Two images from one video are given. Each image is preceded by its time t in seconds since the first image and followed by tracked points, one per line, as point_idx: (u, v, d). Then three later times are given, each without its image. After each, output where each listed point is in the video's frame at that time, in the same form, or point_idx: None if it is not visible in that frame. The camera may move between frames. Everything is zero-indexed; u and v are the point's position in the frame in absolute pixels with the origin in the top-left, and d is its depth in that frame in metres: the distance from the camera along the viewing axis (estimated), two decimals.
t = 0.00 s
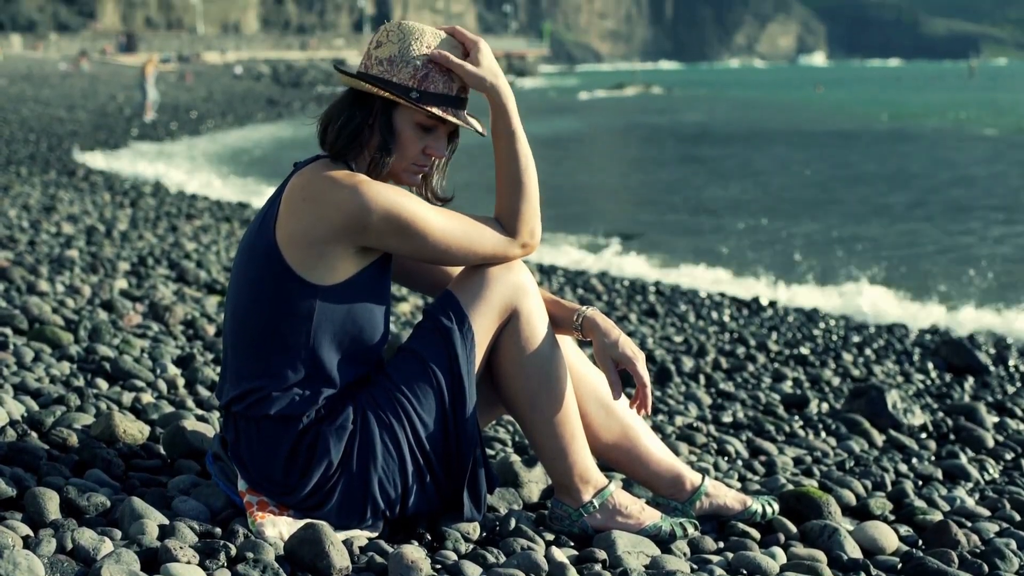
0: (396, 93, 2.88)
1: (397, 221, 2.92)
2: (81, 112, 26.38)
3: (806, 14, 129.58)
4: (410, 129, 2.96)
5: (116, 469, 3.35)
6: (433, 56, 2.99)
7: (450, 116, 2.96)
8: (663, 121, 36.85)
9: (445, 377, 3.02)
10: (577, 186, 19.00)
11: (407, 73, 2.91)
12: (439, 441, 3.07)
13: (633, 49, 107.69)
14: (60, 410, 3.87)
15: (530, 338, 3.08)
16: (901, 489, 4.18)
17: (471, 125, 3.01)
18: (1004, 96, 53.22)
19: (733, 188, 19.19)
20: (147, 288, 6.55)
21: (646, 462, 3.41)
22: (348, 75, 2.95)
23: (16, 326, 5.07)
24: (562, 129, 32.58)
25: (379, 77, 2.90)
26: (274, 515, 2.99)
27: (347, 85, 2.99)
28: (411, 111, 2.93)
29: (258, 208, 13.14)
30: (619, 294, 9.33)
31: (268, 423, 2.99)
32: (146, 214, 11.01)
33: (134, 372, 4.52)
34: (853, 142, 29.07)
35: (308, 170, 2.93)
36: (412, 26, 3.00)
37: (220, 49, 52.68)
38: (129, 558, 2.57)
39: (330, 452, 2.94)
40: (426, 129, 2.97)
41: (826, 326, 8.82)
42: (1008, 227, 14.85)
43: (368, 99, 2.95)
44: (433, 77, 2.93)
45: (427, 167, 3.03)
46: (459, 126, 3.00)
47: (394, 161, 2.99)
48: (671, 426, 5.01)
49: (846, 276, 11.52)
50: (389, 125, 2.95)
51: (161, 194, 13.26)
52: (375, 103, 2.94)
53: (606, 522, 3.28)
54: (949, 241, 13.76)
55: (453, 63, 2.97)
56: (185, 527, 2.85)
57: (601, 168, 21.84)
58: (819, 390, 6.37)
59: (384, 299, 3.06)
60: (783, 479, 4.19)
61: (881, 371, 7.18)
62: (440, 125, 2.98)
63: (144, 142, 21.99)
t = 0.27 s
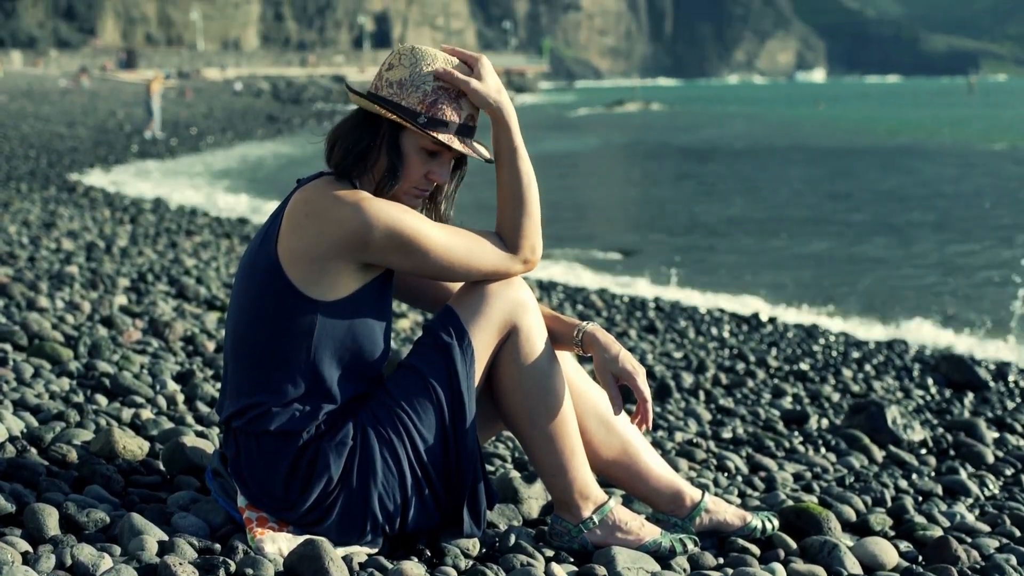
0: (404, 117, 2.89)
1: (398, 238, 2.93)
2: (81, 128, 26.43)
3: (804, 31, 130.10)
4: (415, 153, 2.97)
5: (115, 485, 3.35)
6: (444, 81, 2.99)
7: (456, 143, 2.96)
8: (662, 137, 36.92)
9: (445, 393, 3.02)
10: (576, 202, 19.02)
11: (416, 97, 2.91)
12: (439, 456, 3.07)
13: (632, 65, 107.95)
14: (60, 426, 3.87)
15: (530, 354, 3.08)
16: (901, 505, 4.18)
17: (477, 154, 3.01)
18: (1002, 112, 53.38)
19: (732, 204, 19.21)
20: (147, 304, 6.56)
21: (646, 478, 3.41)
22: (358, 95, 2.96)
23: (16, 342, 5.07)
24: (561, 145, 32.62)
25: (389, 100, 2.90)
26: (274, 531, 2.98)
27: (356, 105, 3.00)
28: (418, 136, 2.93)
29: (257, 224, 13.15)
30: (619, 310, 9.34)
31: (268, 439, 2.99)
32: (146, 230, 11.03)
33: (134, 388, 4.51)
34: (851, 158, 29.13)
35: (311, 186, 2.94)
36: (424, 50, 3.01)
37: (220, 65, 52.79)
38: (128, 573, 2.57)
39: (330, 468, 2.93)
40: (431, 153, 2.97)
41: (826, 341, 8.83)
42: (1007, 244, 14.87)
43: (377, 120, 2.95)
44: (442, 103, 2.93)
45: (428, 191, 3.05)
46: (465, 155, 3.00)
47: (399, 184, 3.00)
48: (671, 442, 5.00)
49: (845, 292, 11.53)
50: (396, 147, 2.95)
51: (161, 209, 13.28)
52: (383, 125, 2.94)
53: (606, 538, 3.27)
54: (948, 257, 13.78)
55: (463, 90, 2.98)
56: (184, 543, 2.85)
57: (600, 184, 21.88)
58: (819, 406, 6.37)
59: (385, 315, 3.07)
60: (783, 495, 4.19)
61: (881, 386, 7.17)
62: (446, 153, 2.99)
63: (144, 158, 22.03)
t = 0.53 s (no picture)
0: (401, 130, 2.90)
1: (395, 247, 2.93)
2: (79, 138, 26.44)
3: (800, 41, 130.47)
4: (413, 164, 2.98)
5: (112, 495, 3.35)
6: (439, 90, 3.01)
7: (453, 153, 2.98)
8: (659, 147, 36.99)
9: (442, 403, 3.02)
10: (573, 212, 19.04)
11: (412, 109, 2.93)
12: (436, 467, 3.07)
13: (629, 76, 108.15)
14: (56, 436, 3.86)
15: (527, 363, 3.09)
16: (898, 515, 4.18)
17: (473, 162, 3.03)
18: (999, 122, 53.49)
19: (728, 214, 19.25)
20: (144, 314, 6.56)
21: (643, 487, 3.41)
22: (353, 108, 2.96)
23: (12, 352, 5.08)
24: (558, 155, 32.67)
25: (385, 112, 2.91)
26: (270, 540, 2.98)
27: (351, 117, 3.00)
28: (415, 147, 2.95)
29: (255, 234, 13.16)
30: (616, 320, 9.35)
31: (265, 449, 2.99)
32: (144, 240, 11.04)
33: (131, 398, 4.51)
34: (847, 168, 29.19)
35: (307, 197, 2.94)
36: (417, 60, 3.02)
37: (218, 75, 52.86)
38: None
39: (327, 479, 2.94)
40: (429, 164, 2.99)
41: (823, 351, 8.85)
42: (1003, 253, 14.91)
43: (373, 132, 2.96)
44: (438, 114, 2.95)
45: (425, 202, 3.07)
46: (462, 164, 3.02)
47: (396, 195, 3.01)
48: (668, 452, 5.01)
49: (842, 302, 11.54)
50: (394, 158, 2.97)
51: (158, 220, 13.29)
52: (380, 136, 2.95)
53: (603, 548, 3.27)
54: (944, 267, 13.81)
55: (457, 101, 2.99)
56: (181, 553, 2.84)
57: (597, 195, 21.91)
58: (816, 415, 6.37)
59: (381, 325, 3.07)
60: (780, 504, 4.19)
61: (878, 396, 7.17)
62: (442, 162, 3.01)
63: (142, 168, 22.05)
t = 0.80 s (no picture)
0: (394, 131, 2.91)
1: (388, 250, 2.93)
2: (72, 142, 26.40)
3: (793, 46, 130.73)
4: (406, 166, 2.99)
5: (105, 500, 3.35)
6: (432, 93, 3.01)
7: (446, 155, 2.98)
8: (652, 151, 37.04)
9: (436, 407, 3.02)
10: (566, 216, 19.06)
11: (405, 111, 2.93)
12: (429, 471, 3.07)
13: (622, 81, 108.28)
14: (49, 440, 3.86)
15: (520, 366, 3.09)
16: (891, 518, 4.20)
17: (467, 165, 3.03)
18: (992, 126, 53.60)
19: (722, 218, 19.28)
20: (137, 318, 6.55)
21: (637, 491, 3.41)
22: (345, 110, 2.97)
23: (5, 357, 5.07)
24: (552, 160, 32.69)
25: (378, 114, 2.92)
26: (264, 544, 2.98)
27: (343, 120, 3.01)
28: (408, 149, 2.95)
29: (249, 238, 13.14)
30: (609, 323, 9.36)
31: (259, 452, 2.99)
32: (138, 245, 11.02)
33: (124, 403, 4.50)
34: (840, 172, 29.25)
35: (300, 201, 2.95)
36: (409, 63, 3.03)
37: (212, 80, 52.82)
38: None
39: (320, 482, 2.94)
40: (421, 166, 2.99)
41: (816, 355, 8.87)
42: (996, 257, 14.95)
43: (365, 135, 2.97)
44: (431, 116, 2.95)
45: (418, 205, 3.07)
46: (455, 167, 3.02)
47: (389, 198, 3.02)
48: (661, 455, 5.02)
49: (836, 306, 11.56)
50: (386, 160, 2.97)
51: (152, 224, 13.28)
52: (373, 139, 2.95)
53: (596, 551, 3.27)
54: (937, 271, 13.85)
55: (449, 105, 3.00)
56: (174, 557, 2.84)
57: (591, 199, 21.93)
58: (809, 419, 6.38)
59: (375, 328, 3.07)
60: (774, 507, 4.20)
61: (871, 400, 7.18)
62: (435, 165, 3.01)
63: (135, 172, 22.02)
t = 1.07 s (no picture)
0: (387, 133, 2.91)
1: (380, 251, 2.93)
2: (64, 143, 26.34)
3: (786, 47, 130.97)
4: (399, 168, 2.99)
5: (98, 501, 3.34)
6: (425, 94, 3.01)
7: (439, 157, 2.98)
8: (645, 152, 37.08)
9: (428, 408, 3.03)
10: (558, 217, 19.07)
11: (398, 113, 2.93)
12: (422, 472, 3.08)
13: (615, 82, 108.38)
14: (41, 442, 3.86)
15: (513, 368, 3.09)
16: (884, 518, 4.21)
17: (460, 166, 3.04)
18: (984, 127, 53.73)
19: (714, 219, 19.32)
20: (129, 319, 6.55)
21: (630, 492, 3.41)
22: (338, 113, 2.97)
23: None
24: (544, 160, 32.71)
25: (371, 116, 2.92)
26: (256, 546, 2.98)
27: (337, 122, 3.01)
28: (402, 151, 2.96)
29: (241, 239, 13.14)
30: (602, 324, 9.37)
31: (251, 454, 2.99)
32: (130, 246, 11.00)
33: (117, 405, 4.50)
34: (832, 172, 29.33)
35: (293, 202, 2.95)
36: (403, 64, 3.03)
37: (204, 81, 52.73)
38: None
39: (313, 483, 2.94)
40: (415, 168, 3.00)
41: (809, 355, 8.89)
42: (988, 258, 15.00)
43: (358, 137, 2.97)
44: (424, 117, 2.95)
45: (412, 206, 3.08)
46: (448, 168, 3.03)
47: (382, 200, 3.02)
48: (654, 456, 5.03)
49: (828, 307, 11.59)
50: (380, 162, 2.97)
51: (144, 225, 13.26)
52: (366, 141, 2.96)
53: (589, 552, 3.27)
54: (929, 272, 13.89)
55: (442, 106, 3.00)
56: (167, 558, 2.84)
57: (584, 200, 21.95)
58: (801, 419, 6.39)
59: (368, 329, 3.08)
60: (766, 508, 4.21)
61: (863, 400, 7.21)
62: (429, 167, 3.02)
63: (127, 173, 21.99)
